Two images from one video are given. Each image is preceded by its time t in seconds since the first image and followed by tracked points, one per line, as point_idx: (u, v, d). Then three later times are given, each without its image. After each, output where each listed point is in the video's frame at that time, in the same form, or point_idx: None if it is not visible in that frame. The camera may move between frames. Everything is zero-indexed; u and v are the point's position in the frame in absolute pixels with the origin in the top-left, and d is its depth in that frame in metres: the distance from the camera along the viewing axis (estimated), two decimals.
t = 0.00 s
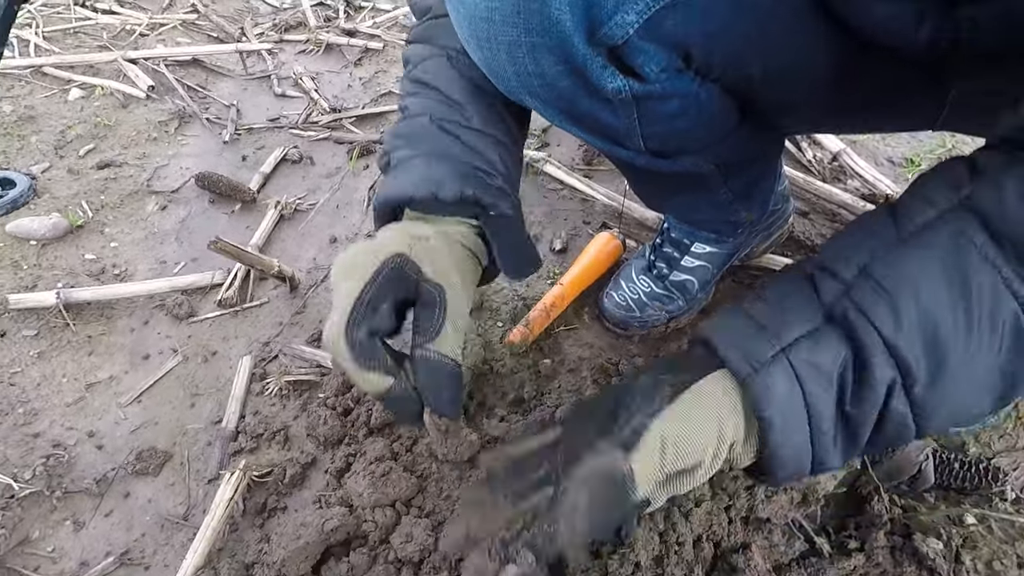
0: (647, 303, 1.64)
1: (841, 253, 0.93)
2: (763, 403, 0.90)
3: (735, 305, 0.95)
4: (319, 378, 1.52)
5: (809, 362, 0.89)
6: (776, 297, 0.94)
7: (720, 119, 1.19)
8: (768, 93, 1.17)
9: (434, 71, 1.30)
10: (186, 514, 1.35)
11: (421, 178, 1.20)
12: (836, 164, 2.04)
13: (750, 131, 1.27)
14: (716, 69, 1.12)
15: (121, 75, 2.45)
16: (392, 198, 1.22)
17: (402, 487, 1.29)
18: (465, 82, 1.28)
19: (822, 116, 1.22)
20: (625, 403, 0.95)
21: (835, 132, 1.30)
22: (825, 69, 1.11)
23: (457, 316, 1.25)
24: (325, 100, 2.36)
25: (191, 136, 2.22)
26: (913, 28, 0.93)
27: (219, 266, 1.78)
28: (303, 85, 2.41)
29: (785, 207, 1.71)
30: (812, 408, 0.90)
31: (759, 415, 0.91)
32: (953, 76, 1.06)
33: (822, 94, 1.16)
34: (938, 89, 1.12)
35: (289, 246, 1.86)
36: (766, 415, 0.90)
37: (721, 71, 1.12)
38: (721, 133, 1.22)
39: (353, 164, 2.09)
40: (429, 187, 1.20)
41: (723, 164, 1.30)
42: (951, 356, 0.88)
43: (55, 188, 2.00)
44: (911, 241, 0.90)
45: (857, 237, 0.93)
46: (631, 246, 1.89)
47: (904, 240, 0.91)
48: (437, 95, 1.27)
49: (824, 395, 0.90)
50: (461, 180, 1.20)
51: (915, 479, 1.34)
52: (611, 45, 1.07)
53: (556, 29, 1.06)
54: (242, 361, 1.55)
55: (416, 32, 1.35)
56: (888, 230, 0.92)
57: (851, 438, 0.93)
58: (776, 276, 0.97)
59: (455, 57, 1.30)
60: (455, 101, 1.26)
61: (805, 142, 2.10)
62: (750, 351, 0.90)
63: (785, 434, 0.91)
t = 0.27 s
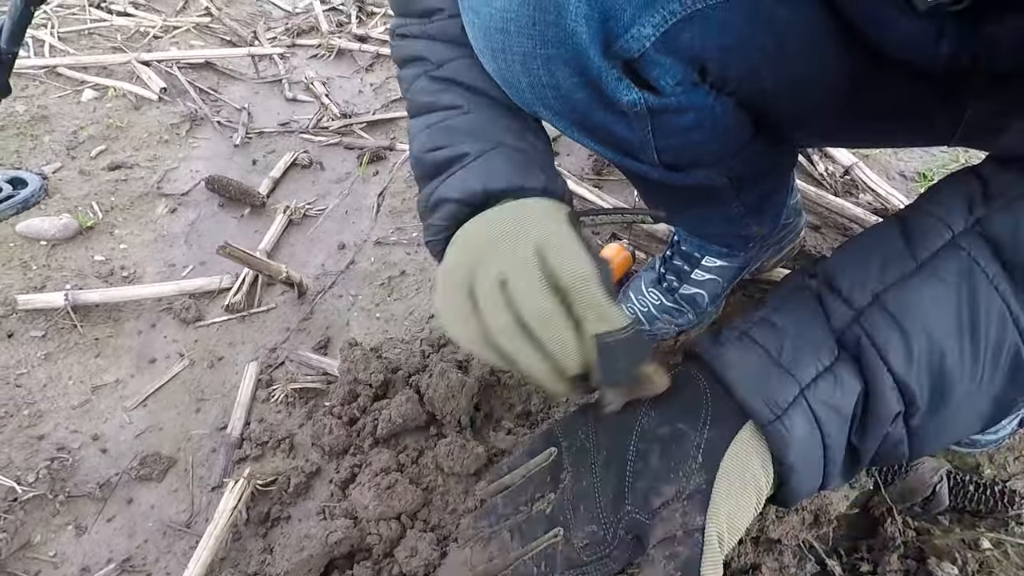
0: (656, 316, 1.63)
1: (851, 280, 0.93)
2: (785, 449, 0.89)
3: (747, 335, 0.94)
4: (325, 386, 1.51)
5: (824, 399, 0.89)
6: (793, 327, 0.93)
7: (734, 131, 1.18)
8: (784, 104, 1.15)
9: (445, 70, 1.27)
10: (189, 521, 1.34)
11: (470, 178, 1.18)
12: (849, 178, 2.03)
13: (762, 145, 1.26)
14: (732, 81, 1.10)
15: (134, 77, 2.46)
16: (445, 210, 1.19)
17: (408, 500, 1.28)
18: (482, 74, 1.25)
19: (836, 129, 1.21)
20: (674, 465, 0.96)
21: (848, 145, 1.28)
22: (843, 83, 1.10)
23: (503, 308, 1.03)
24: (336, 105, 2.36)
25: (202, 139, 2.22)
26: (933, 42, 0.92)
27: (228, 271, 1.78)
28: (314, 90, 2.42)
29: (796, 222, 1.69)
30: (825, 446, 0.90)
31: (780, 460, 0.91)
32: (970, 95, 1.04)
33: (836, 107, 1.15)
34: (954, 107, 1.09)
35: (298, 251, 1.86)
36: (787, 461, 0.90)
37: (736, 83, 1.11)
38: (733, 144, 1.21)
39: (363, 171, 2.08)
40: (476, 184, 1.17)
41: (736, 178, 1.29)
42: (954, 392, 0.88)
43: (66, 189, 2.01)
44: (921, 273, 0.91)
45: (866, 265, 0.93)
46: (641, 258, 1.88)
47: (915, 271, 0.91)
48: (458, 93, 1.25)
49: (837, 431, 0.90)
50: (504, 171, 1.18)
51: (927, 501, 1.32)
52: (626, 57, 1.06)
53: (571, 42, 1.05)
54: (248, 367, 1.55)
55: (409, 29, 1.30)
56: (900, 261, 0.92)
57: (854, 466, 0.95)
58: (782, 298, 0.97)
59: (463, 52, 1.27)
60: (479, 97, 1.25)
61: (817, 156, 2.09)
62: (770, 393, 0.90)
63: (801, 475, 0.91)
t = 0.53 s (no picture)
0: (655, 331, 1.64)
1: (840, 280, 0.92)
2: (774, 452, 0.89)
3: (736, 335, 0.93)
4: (324, 404, 1.51)
5: (813, 403, 0.89)
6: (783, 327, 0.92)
7: (730, 151, 1.19)
8: (780, 123, 1.16)
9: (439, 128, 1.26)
10: (187, 540, 1.34)
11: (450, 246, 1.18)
12: (846, 193, 2.04)
13: (759, 163, 1.27)
14: (727, 101, 1.12)
15: (138, 98, 2.49)
16: (418, 271, 1.20)
17: (407, 517, 1.28)
18: (475, 137, 1.25)
19: (831, 146, 1.22)
20: (664, 473, 0.92)
21: (844, 161, 1.28)
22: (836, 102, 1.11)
23: (457, 377, 1.07)
24: (338, 123, 2.39)
25: (205, 157, 2.24)
26: (921, 65, 0.92)
27: (229, 288, 1.79)
28: (316, 108, 2.45)
29: (794, 237, 1.70)
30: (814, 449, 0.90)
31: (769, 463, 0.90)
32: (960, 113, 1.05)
33: (830, 127, 1.17)
34: (945, 126, 1.10)
35: (299, 268, 1.87)
36: (776, 464, 0.90)
37: (731, 103, 1.12)
38: (729, 163, 1.21)
39: (364, 188, 2.10)
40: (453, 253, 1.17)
41: (732, 197, 1.29)
42: (940, 393, 0.88)
43: (70, 209, 2.03)
44: (910, 275, 0.89)
45: (855, 266, 0.92)
46: (639, 274, 1.88)
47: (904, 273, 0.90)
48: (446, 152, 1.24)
49: (825, 435, 0.90)
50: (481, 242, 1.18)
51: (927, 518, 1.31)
52: (622, 80, 1.09)
53: (568, 64, 1.11)
54: (248, 385, 1.55)
55: (408, 85, 1.30)
56: (890, 261, 0.91)
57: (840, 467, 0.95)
58: (773, 298, 0.96)
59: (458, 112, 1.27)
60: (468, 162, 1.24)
61: (814, 171, 2.10)
62: (759, 396, 0.89)
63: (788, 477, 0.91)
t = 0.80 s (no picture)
0: (656, 333, 1.62)
1: (858, 296, 0.92)
2: (794, 480, 0.87)
3: (746, 354, 0.93)
4: (324, 417, 1.49)
5: (835, 424, 0.88)
6: (796, 347, 0.92)
7: (725, 150, 1.17)
8: (775, 119, 1.14)
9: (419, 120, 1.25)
10: (188, 561, 1.32)
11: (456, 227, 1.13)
12: (847, 189, 2.01)
13: (755, 160, 1.25)
14: (720, 98, 1.09)
15: (131, 115, 2.49)
16: (433, 254, 1.14)
17: (408, 532, 1.25)
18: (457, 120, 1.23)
19: (829, 143, 1.20)
20: (675, 503, 0.91)
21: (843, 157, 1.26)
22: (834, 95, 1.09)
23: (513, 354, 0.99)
24: (332, 133, 2.37)
25: (199, 172, 2.23)
26: (921, 57, 0.91)
27: (225, 303, 1.78)
28: (310, 119, 2.44)
29: (795, 233, 1.67)
30: (837, 476, 0.89)
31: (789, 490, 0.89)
32: (962, 104, 1.03)
33: (827, 122, 1.15)
34: (948, 117, 1.09)
35: (295, 281, 1.85)
36: (798, 492, 0.88)
37: (724, 101, 1.10)
38: (724, 162, 1.19)
39: (359, 198, 2.09)
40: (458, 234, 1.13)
41: (729, 194, 1.27)
42: (973, 412, 0.87)
43: (64, 229, 2.02)
44: (930, 285, 0.89)
45: (872, 279, 0.92)
46: (639, 274, 1.86)
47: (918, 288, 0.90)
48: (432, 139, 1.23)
49: (850, 460, 0.89)
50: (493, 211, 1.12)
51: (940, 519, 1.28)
52: (612, 80, 1.07)
53: (555, 67, 1.09)
54: (246, 400, 1.53)
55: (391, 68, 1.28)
56: (909, 273, 0.91)
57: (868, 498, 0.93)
58: (784, 316, 0.96)
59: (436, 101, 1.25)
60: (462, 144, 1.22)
61: (814, 167, 2.07)
62: (773, 416, 0.88)
63: (808, 506, 0.89)
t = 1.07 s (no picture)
0: (658, 329, 1.60)
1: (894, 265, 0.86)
2: (826, 445, 0.79)
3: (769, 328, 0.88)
4: (324, 417, 1.48)
5: (876, 385, 0.80)
6: (831, 316, 0.86)
7: (727, 142, 1.16)
8: (779, 111, 1.13)
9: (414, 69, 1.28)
10: (188, 564, 1.31)
11: (401, 192, 1.21)
12: (848, 180, 1.99)
13: (758, 152, 1.24)
14: (724, 90, 1.08)
15: (126, 114, 2.47)
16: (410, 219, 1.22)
17: (409, 532, 1.24)
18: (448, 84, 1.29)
19: (835, 135, 1.18)
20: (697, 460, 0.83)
21: (845, 151, 1.25)
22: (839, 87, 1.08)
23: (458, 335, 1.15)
24: (329, 130, 2.35)
25: (195, 171, 2.21)
26: (934, 41, 0.90)
27: (223, 303, 1.76)
28: (306, 116, 2.42)
29: (796, 228, 1.66)
30: (884, 443, 0.79)
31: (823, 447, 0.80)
32: (970, 92, 1.02)
33: (832, 113, 1.13)
34: (954, 110, 1.08)
35: (293, 280, 1.84)
36: (833, 457, 0.79)
37: (728, 92, 1.08)
38: (726, 156, 1.18)
39: (357, 195, 2.07)
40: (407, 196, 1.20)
41: (732, 187, 1.26)
42: None
43: (59, 230, 2.00)
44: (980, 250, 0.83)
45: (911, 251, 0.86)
46: (640, 269, 1.84)
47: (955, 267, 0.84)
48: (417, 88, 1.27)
49: (898, 427, 0.80)
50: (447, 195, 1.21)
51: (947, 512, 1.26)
52: (613, 73, 1.05)
53: (555, 59, 1.07)
54: (245, 401, 1.52)
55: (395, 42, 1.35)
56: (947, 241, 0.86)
57: (935, 486, 0.82)
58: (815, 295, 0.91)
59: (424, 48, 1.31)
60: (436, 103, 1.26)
61: (814, 159, 2.06)
62: (800, 376, 0.82)
63: (851, 472, 0.79)
